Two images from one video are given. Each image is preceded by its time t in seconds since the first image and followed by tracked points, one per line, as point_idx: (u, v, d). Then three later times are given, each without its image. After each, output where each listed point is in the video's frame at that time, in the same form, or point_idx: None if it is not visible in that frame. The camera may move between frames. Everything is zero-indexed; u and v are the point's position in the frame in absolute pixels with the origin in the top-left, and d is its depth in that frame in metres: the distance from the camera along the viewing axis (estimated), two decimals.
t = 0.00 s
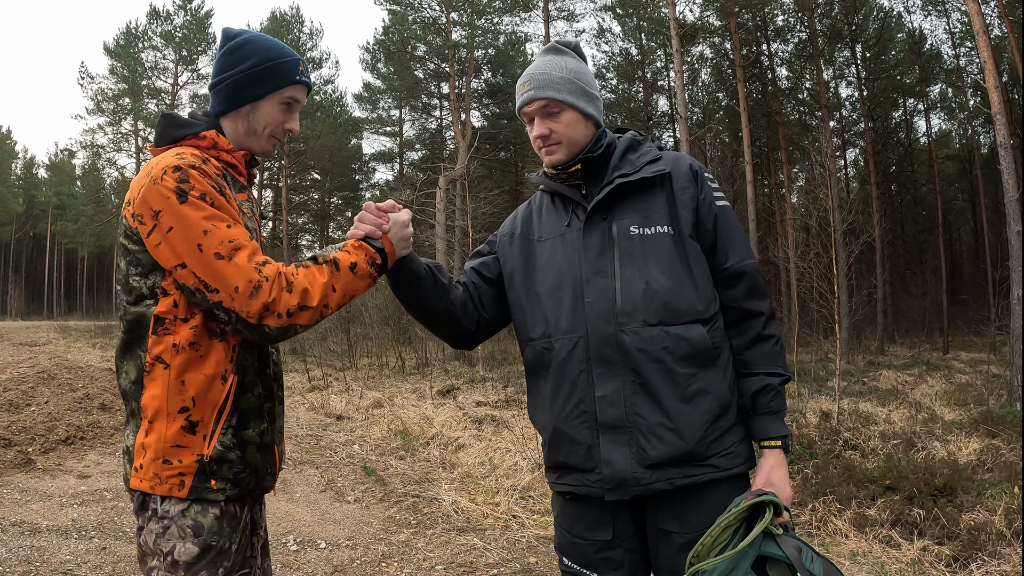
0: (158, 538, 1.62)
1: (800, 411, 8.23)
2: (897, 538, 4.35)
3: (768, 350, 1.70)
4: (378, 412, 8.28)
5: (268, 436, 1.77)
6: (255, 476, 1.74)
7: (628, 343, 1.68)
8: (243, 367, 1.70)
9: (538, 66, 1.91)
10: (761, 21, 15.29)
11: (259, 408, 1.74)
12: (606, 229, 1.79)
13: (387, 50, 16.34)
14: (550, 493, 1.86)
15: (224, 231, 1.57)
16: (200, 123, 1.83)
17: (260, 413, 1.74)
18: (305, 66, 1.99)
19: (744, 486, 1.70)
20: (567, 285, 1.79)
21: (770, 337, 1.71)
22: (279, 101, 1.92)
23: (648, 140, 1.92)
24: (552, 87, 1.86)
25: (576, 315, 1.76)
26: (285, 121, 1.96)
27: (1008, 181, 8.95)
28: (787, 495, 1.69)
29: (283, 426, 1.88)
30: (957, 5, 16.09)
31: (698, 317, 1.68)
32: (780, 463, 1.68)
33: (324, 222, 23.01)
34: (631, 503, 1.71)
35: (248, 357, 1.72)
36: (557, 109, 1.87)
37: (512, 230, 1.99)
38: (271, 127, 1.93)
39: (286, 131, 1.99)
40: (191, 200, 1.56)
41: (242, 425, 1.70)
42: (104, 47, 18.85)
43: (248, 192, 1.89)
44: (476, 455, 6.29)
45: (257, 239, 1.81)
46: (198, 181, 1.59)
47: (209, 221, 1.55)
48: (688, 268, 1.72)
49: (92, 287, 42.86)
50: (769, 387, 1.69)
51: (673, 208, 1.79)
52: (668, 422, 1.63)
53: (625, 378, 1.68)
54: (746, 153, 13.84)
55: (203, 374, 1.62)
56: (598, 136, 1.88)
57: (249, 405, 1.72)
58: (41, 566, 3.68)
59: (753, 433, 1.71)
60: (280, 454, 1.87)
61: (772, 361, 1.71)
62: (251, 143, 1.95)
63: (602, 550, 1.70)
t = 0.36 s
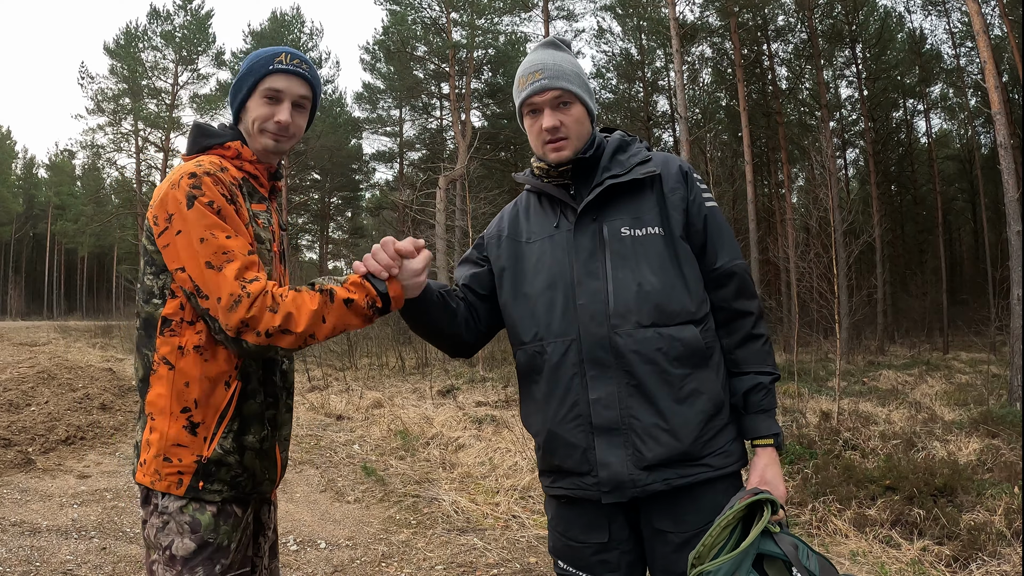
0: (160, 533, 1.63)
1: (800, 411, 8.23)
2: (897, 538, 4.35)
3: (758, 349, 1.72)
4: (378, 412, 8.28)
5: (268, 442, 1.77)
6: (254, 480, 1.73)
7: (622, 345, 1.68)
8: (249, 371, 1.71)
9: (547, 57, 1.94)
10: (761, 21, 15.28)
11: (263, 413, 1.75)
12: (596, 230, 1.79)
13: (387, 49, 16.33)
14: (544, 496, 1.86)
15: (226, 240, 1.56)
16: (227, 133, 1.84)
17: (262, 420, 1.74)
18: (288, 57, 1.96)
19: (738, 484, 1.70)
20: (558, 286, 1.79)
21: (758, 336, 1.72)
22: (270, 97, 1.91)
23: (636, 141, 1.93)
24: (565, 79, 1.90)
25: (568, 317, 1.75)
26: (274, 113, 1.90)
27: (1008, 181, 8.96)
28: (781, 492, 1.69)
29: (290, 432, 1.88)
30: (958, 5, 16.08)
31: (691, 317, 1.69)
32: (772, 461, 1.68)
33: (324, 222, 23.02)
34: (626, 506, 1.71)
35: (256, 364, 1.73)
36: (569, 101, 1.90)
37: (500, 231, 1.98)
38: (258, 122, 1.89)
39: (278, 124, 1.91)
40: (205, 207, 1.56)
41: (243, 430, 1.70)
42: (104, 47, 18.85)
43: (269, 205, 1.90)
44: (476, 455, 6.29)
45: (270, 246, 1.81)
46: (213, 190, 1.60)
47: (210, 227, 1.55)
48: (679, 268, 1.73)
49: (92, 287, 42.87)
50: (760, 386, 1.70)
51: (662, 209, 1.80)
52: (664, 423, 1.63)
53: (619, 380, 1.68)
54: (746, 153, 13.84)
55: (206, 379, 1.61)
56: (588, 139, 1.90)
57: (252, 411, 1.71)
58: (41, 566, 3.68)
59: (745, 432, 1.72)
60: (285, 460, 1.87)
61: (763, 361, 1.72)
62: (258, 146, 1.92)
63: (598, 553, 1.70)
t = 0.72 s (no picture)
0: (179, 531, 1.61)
1: (800, 411, 8.24)
2: (897, 538, 4.35)
3: (755, 349, 1.72)
4: (378, 412, 8.29)
5: (280, 443, 1.73)
6: (266, 481, 1.70)
7: (623, 347, 1.67)
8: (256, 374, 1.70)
9: (544, 49, 1.95)
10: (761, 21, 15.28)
11: (272, 413, 1.73)
12: (597, 229, 1.77)
13: (387, 50, 16.32)
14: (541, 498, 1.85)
15: (202, 259, 1.54)
16: (234, 143, 1.89)
17: (270, 419, 1.71)
18: (290, 64, 1.98)
19: (735, 483, 1.70)
20: (558, 285, 1.78)
21: (756, 337, 1.73)
22: (272, 105, 1.94)
23: (635, 139, 1.92)
24: (564, 71, 1.92)
25: (566, 318, 1.75)
26: (283, 121, 1.93)
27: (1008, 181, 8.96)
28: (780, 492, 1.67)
29: (303, 434, 1.86)
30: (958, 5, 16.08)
31: (691, 320, 1.69)
32: (770, 461, 1.66)
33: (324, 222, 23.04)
34: (624, 507, 1.71)
35: (261, 366, 1.71)
36: (567, 93, 1.91)
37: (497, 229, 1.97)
38: (268, 129, 1.93)
39: (287, 134, 1.94)
40: (193, 217, 1.56)
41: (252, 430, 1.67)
42: (104, 47, 18.85)
43: (279, 208, 1.89)
44: (476, 455, 6.29)
45: (277, 249, 1.80)
46: (209, 198, 1.61)
47: (190, 239, 1.54)
48: (680, 270, 1.73)
49: (92, 287, 42.91)
50: (756, 386, 1.69)
51: (664, 210, 1.79)
52: (664, 425, 1.63)
53: (620, 382, 1.67)
54: (746, 152, 13.84)
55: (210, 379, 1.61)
56: (587, 134, 1.89)
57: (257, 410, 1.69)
58: (41, 566, 3.68)
59: (743, 431, 1.71)
60: (300, 463, 1.84)
61: (759, 361, 1.72)
62: (266, 152, 1.94)
63: (597, 555, 1.70)
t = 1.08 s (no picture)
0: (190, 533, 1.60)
1: (800, 411, 8.24)
2: (897, 538, 4.35)
3: (762, 350, 1.72)
4: (378, 412, 8.29)
5: (280, 447, 1.72)
6: (263, 486, 1.68)
7: (631, 348, 1.67)
8: (259, 377, 1.69)
9: (547, 46, 1.93)
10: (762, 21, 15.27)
11: (271, 417, 1.71)
12: (605, 229, 1.77)
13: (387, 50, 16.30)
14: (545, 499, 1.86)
15: (184, 262, 1.57)
16: (246, 139, 1.90)
17: (269, 422, 1.70)
18: (307, 57, 1.97)
19: (742, 485, 1.70)
20: (566, 285, 1.78)
21: (763, 339, 1.72)
22: (286, 99, 1.92)
23: (645, 139, 1.91)
24: (564, 67, 1.89)
25: (574, 317, 1.75)
26: (298, 115, 1.91)
27: (1008, 180, 8.96)
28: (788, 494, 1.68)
29: (309, 440, 1.83)
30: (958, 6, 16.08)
31: (699, 322, 1.69)
32: (778, 463, 1.68)
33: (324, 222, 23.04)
34: (629, 508, 1.71)
35: (266, 368, 1.70)
36: (567, 89, 1.88)
37: (506, 228, 1.98)
38: (282, 124, 1.91)
39: (304, 127, 1.91)
40: (183, 218, 1.59)
41: (251, 435, 1.66)
42: (104, 47, 18.85)
43: (290, 206, 1.87)
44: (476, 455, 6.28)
45: (281, 249, 1.77)
46: (205, 199, 1.63)
47: (175, 241, 1.57)
48: (688, 272, 1.73)
49: (92, 287, 42.91)
50: (764, 388, 1.70)
51: (674, 211, 1.79)
52: (670, 427, 1.63)
53: (626, 383, 1.67)
54: (745, 152, 13.84)
55: (210, 380, 1.64)
56: (599, 131, 1.87)
57: (256, 414, 1.67)
58: (41, 566, 3.68)
59: (750, 433, 1.71)
60: (304, 469, 1.81)
61: (767, 362, 1.72)
62: (283, 149, 1.92)
63: (600, 555, 1.71)
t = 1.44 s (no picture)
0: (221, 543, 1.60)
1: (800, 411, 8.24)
2: (897, 538, 4.35)
3: (792, 361, 1.67)
4: (378, 412, 8.29)
5: (314, 452, 1.71)
6: (301, 493, 1.67)
7: (655, 347, 1.68)
8: (283, 384, 1.66)
9: (580, 51, 1.93)
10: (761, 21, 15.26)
11: (305, 424, 1.70)
12: (641, 229, 1.79)
13: (387, 50, 16.26)
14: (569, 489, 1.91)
15: (199, 271, 1.52)
16: (247, 129, 1.83)
17: (301, 430, 1.69)
18: (314, 35, 1.87)
19: (766, 496, 1.67)
20: (598, 284, 1.82)
21: (796, 350, 1.67)
22: (291, 81, 1.85)
23: (689, 141, 1.89)
24: (592, 69, 1.86)
25: (605, 314, 1.78)
26: (304, 100, 1.84)
27: (1008, 180, 8.97)
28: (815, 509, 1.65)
29: (340, 439, 1.83)
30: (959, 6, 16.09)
31: (727, 326, 1.68)
32: (804, 477, 1.64)
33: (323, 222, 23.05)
34: (646, 504, 1.74)
35: (287, 372, 1.67)
36: (593, 93, 1.87)
37: (550, 222, 2.04)
38: (288, 110, 1.84)
39: (312, 112, 1.86)
40: (191, 224, 1.51)
41: (282, 446, 1.65)
42: (104, 47, 18.85)
43: (299, 197, 1.82)
44: (476, 455, 6.28)
45: (295, 246, 1.72)
46: (211, 202, 1.57)
47: (188, 249, 1.50)
48: (719, 277, 1.72)
49: (92, 287, 42.94)
50: (793, 400, 1.66)
51: (710, 214, 1.77)
52: (689, 427, 1.65)
53: (651, 381, 1.69)
54: (745, 152, 13.82)
55: (239, 390, 1.61)
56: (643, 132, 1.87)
57: (288, 422, 1.66)
58: (41, 566, 3.68)
59: (776, 445, 1.68)
60: (337, 470, 1.82)
61: (797, 373, 1.67)
62: (289, 134, 1.86)
63: (617, 548, 1.75)
